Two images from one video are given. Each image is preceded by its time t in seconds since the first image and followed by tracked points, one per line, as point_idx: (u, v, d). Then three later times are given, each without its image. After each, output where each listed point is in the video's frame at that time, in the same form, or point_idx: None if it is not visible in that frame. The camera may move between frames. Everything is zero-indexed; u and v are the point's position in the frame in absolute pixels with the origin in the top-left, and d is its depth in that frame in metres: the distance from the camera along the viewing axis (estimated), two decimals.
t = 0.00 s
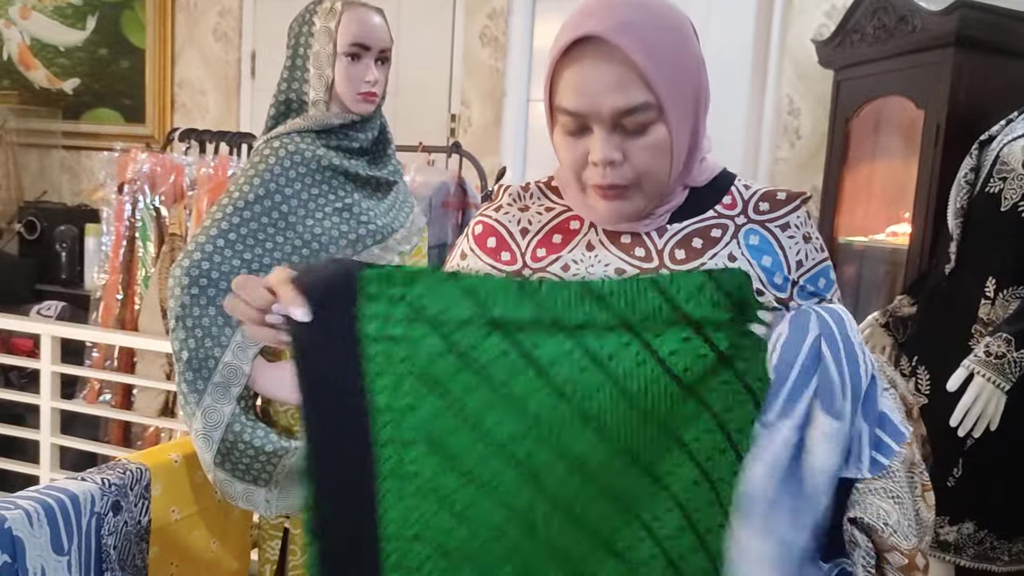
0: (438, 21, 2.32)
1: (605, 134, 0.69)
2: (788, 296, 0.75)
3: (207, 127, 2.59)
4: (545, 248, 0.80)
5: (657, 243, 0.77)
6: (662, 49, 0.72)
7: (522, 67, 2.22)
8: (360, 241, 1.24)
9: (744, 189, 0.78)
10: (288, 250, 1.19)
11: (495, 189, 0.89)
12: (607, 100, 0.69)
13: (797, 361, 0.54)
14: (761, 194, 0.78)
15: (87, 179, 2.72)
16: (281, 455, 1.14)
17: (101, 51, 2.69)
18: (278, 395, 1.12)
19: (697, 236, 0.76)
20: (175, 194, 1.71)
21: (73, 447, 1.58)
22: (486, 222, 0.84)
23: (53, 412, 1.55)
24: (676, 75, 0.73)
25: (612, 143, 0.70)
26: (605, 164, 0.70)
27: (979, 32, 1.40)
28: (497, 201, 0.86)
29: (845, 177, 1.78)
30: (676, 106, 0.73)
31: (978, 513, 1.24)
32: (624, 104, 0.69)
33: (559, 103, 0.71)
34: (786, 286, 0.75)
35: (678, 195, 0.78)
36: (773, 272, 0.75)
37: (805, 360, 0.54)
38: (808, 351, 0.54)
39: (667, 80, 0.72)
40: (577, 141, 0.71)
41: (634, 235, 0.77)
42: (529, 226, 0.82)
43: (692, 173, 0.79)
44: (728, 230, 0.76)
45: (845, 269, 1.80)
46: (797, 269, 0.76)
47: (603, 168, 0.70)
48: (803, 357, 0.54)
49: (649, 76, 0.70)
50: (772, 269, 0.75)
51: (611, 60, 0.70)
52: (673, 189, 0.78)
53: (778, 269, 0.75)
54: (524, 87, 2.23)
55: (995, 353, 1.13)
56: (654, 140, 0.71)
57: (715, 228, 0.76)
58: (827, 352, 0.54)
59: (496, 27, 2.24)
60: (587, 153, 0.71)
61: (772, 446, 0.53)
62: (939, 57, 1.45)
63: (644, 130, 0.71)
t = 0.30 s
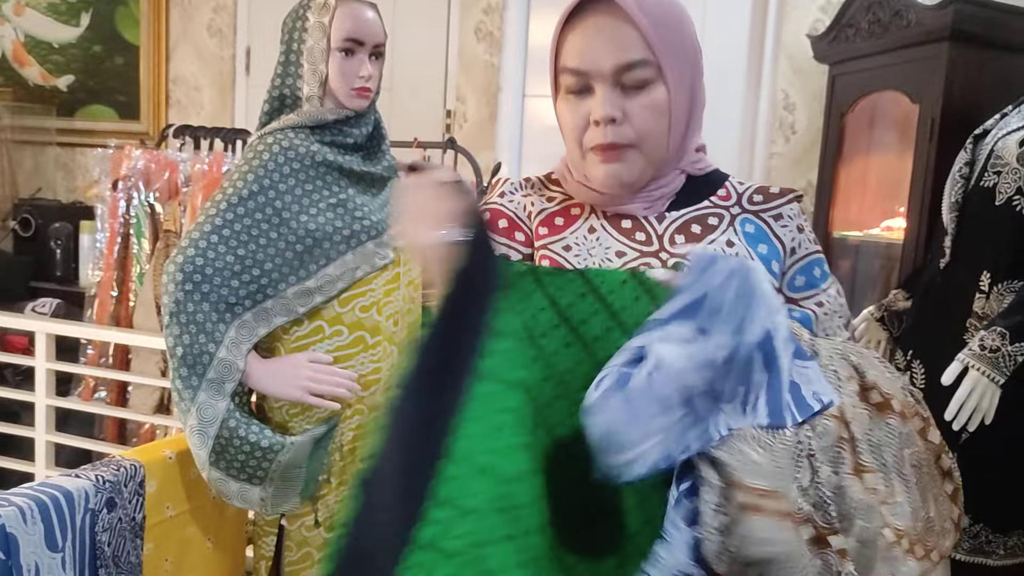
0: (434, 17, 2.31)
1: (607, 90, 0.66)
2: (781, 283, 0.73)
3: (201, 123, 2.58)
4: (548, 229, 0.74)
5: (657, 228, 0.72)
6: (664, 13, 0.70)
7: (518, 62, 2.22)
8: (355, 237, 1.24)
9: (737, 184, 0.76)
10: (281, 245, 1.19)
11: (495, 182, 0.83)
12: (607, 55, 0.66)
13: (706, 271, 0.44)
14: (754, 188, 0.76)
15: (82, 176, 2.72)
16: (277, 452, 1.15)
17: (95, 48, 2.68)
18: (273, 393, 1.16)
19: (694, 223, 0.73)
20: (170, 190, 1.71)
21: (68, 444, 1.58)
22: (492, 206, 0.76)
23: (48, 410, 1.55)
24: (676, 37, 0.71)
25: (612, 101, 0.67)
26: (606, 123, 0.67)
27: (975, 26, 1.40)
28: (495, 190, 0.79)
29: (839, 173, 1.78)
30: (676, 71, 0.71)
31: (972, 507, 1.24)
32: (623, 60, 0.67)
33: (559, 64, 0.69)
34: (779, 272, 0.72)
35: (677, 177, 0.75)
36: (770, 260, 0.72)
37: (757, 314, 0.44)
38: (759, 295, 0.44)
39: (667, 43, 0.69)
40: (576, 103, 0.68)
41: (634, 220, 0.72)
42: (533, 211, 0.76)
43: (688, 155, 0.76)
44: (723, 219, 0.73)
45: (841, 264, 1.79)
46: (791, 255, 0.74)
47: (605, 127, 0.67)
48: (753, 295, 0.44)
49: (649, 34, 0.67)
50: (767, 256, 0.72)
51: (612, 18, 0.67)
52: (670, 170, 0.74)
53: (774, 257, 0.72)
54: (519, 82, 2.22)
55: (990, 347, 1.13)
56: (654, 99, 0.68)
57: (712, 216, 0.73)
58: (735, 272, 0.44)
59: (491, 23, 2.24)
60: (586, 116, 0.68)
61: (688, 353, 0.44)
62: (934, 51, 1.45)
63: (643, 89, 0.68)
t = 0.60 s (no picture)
0: (429, 14, 2.31)
1: (617, 73, 0.67)
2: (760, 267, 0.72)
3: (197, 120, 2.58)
4: (541, 219, 0.72)
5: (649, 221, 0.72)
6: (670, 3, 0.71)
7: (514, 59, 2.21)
8: (349, 233, 1.24)
9: (723, 179, 0.75)
10: (276, 241, 1.18)
11: (486, 178, 0.81)
12: (616, 39, 0.67)
13: (712, 260, 0.54)
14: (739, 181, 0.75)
15: (77, 174, 2.72)
16: (272, 449, 1.15)
17: (90, 45, 2.67)
18: (268, 390, 1.16)
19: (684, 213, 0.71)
20: (165, 187, 1.71)
21: (64, 441, 1.57)
22: (485, 200, 0.75)
23: (43, 407, 1.54)
24: (681, 29, 0.71)
25: (621, 84, 0.67)
26: (616, 105, 0.67)
27: (969, 21, 1.40)
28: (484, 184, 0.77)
29: (835, 169, 1.78)
30: (679, 59, 0.71)
31: (967, 502, 1.24)
32: (631, 43, 0.67)
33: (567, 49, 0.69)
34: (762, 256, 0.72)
35: (669, 168, 0.73)
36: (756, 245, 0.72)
37: (745, 297, 0.55)
38: (745, 280, 0.56)
39: (674, 32, 0.70)
40: (582, 88, 0.68)
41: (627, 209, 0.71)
42: (527, 201, 0.74)
43: (681, 146, 0.75)
44: (711, 210, 0.72)
45: (837, 261, 1.79)
46: (772, 243, 0.73)
47: (613, 109, 0.67)
48: (744, 282, 0.56)
49: (656, 19, 0.68)
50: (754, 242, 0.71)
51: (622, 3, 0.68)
52: (663, 161, 0.73)
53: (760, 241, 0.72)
54: (515, 79, 2.22)
55: (985, 342, 1.13)
56: (659, 84, 0.68)
57: (700, 208, 0.72)
58: (733, 262, 0.56)
59: (487, 19, 2.24)
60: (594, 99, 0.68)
61: (725, 340, 0.54)
62: (929, 46, 1.44)
63: (650, 76, 0.69)
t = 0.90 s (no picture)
0: (429, 13, 2.31)
1: (618, 66, 0.69)
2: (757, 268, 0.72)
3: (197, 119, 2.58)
4: (533, 221, 0.75)
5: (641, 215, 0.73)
6: None
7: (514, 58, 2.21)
8: (349, 232, 1.24)
9: (725, 179, 0.75)
10: (276, 240, 1.19)
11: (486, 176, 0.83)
12: (618, 33, 0.69)
13: (719, 252, 0.59)
14: (740, 182, 0.75)
15: (77, 172, 2.72)
16: (271, 447, 1.16)
17: (90, 43, 2.67)
18: (268, 388, 1.16)
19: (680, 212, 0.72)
20: (165, 185, 1.71)
21: (64, 440, 1.57)
22: (478, 201, 0.78)
23: (43, 406, 1.54)
24: (685, 24, 0.73)
25: (622, 77, 0.69)
26: (616, 97, 0.69)
27: (969, 21, 1.40)
28: (489, 181, 0.80)
29: (835, 169, 1.78)
30: (683, 51, 0.73)
31: (966, 501, 1.24)
32: (634, 36, 0.69)
33: (570, 42, 0.72)
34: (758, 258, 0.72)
35: (669, 166, 0.74)
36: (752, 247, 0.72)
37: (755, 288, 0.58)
38: (755, 274, 0.59)
39: (678, 27, 0.72)
40: (585, 81, 0.71)
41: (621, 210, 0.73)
42: (521, 203, 0.77)
43: (682, 145, 0.75)
44: (709, 210, 0.72)
45: (836, 260, 1.79)
46: (771, 244, 0.73)
47: (614, 101, 0.69)
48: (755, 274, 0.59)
49: (658, 11, 0.70)
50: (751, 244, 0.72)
51: None
52: (664, 159, 0.74)
53: (757, 243, 0.72)
54: (515, 78, 2.22)
55: (983, 341, 1.13)
56: (660, 78, 0.70)
57: (697, 208, 0.72)
58: (745, 255, 0.59)
59: (487, 19, 2.24)
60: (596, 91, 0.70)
61: (735, 330, 0.57)
62: (929, 46, 1.45)
63: (652, 69, 0.71)
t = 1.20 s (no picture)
0: (433, 13, 2.31)
1: (627, 67, 0.69)
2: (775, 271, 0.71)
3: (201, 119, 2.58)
4: (549, 218, 0.75)
5: (654, 219, 0.72)
6: None
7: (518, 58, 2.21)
8: (354, 232, 1.24)
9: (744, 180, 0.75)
10: (281, 240, 1.19)
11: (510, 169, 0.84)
12: (629, 33, 0.69)
13: (816, 291, 0.58)
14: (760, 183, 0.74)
15: (81, 171, 2.72)
16: (275, 446, 1.16)
17: (94, 43, 2.68)
18: (272, 387, 1.16)
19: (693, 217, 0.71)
20: (169, 184, 1.71)
21: (68, 438, 1.58)
22: (500, 192, 0.78)
23: (47, 404, 1.55)
24: (697, 25, 0.73)
25: (631, 78, 0.70)
26: (625, 100, 0.69)
27: (973, 23, 1.40)
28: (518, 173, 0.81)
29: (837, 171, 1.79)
30: (694, 51, 0.73)
31: (969, 502, 1.24)
32: (643, 37, 0.69)
33: (582, 43, 0.73)
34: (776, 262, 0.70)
35: (684, 167, 0.74)
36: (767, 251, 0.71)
37: (852, 333, 0.58)
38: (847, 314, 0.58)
39: (690, 28, 0.72)
40: (596, 82, 0.71)
41: (633, 210, 0.73)
42: (541, 200, 0.77)
43: (698, 146, 0.75)
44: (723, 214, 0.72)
45: (839, 261, 1.79)
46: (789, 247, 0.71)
47: (623, 104, 0.69)
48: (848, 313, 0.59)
49: (669, 10, 0.70)
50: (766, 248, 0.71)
51: None
52: (679, 159, 0.74)
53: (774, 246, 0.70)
54: (519, 78, 2.22)
55: (987, 342, 1.13)
56: (670, 79, 0.71)
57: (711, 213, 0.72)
58: (837, 293, 0.59)
59: (491, 19, 2.24)
60: (606, 92, 0.70)
61: (843, 379, 0.56)
62: (933, 47, 1.45)
63: (661, 70, 0.71)
